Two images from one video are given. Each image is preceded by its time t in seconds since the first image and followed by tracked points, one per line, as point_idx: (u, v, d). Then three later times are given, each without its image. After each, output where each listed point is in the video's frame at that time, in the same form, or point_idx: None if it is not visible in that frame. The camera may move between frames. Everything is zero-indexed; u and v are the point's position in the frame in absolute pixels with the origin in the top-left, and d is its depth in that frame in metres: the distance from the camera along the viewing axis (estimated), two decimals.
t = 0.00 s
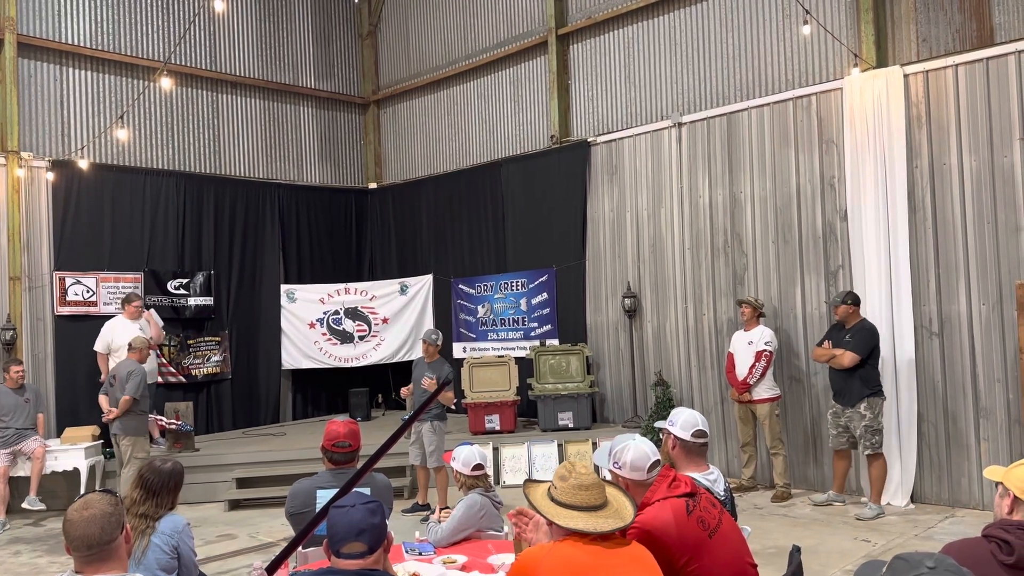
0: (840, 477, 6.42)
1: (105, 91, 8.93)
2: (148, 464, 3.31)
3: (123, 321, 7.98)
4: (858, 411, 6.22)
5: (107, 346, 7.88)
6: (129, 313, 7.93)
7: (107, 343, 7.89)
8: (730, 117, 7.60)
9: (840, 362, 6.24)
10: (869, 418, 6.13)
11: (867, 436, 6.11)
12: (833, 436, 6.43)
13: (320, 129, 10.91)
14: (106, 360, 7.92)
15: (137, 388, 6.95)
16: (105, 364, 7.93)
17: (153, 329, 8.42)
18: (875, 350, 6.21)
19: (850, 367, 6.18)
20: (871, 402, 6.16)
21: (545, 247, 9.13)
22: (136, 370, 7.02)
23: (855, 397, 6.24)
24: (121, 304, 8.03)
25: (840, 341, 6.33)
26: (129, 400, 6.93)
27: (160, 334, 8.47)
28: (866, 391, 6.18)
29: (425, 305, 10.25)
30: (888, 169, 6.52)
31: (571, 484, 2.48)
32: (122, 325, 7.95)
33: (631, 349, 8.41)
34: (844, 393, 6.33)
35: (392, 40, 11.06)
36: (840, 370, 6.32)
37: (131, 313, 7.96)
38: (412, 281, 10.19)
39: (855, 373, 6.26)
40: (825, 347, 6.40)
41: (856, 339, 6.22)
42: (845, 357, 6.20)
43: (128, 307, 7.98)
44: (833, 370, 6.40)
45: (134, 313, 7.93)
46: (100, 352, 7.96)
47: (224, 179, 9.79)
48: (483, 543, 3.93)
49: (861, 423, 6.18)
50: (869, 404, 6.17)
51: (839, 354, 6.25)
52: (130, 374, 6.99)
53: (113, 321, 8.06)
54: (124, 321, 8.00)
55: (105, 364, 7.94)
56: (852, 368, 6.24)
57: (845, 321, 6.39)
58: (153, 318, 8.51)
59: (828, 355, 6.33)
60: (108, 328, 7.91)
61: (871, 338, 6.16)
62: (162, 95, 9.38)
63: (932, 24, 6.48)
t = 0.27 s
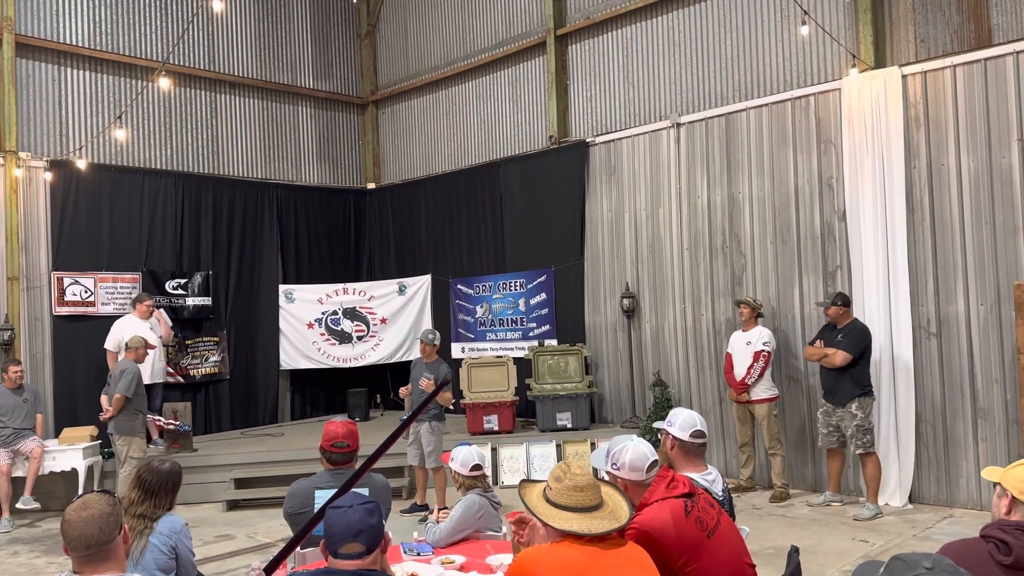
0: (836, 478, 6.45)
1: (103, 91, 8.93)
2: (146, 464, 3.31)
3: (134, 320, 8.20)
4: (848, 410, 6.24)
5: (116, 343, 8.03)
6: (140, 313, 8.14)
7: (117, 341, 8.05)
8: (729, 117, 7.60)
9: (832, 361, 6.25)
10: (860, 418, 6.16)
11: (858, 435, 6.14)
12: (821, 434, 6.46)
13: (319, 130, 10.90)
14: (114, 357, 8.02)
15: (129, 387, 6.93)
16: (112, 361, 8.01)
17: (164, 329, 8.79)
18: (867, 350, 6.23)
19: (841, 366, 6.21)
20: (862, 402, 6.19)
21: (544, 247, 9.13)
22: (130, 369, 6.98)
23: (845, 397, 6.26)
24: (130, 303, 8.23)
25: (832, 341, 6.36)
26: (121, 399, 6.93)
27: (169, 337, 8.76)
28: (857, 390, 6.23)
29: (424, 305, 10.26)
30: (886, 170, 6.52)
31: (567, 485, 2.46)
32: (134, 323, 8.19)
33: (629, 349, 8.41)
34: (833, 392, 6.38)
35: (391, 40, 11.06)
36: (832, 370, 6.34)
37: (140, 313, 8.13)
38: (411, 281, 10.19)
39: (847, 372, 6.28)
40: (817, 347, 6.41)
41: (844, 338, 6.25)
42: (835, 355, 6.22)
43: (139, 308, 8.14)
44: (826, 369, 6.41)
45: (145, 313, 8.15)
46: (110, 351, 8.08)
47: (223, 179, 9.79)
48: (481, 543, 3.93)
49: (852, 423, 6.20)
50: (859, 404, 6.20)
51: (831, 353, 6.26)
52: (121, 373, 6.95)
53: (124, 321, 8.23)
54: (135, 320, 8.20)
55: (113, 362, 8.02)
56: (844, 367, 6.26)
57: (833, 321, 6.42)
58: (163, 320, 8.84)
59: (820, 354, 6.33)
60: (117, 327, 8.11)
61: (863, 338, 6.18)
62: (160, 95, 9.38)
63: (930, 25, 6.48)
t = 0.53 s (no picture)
0: (833, 477, 6.43)
1: (102, 90, 8.91)
2: (144, 465, 3.31)
3: (140, 320, 8.37)
4: (841, 411, 6.25)
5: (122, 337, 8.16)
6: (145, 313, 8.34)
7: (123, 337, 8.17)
8: (727, 118, 7.61)
9: (826, 362, 6.25)
10: (853, 418, 6.17)
11: (852, 435, 6.15)
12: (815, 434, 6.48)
13: (317, 130, 10.90)
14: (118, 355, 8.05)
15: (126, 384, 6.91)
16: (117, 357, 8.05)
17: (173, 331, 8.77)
18: (860, 350, 6.24)
19: (834, 366, 6.21)
20: (856, 402, 6.20)
21: (542, 247, 9.13)
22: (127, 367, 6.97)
23: (839, 396, 6.26)
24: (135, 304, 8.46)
25: (825, 342, 6.36)
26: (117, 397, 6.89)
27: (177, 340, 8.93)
28: (850, 390, 6.24)
29: (422, 305, 10.27)
30: (885, 171, 6.53)
31: (559, 488, 2.46)
32: (139, 321, 8.36)
33: (628, 349, 8.42)
34: (827, 391, 6.38)
35: (390, 40, 11.06)
36: (825, 370, 6.35)
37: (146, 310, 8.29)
38: (409, 281, 10.22)
39: (840, 373, 6.29)
40: (810, 348, 6.42)
41: (839, 338, 6.26)
42: (829, 356, 6.23)
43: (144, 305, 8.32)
44: (818, 369, 6.42)
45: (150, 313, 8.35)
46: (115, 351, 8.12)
47: (221, 179, 9.78)
48: (480, 543, 3.93)
49: (845, 423, 6.21)
50: (853, 404, 6.22)
51: (824, 354, 6.26)
52: (119, 370, 6.96)
53: (127, 326, 8.31)
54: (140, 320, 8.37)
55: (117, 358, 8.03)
56: (837, 368, 6.27)
57: (826, 321, 6.44)
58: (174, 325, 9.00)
59: (813, 355, 6.34)
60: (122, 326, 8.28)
61: (855, 338, 6.21)
62: (159, 95, 9.37)
63: (929, 26, 6.48)
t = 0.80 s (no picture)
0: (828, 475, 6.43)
1: (100, 90, 8.90)
2: (142, 465, 3.30)
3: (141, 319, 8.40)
4: (838, 410, 6.25)
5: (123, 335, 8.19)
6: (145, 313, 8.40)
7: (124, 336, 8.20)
8: (726, 119, 7.61)
9: (823, 361, 6.25)
10: (851, 419, 6.17)
11: (849, 436, 6.14)
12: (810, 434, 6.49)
13: (316, 130, 10.89)
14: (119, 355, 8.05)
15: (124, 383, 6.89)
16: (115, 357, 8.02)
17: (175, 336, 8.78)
18: (857, 349, 6.25)
19: (831, 366, 6.22)
20: (853, 402, 6.20)
21: (541, 248, 9.13)
22: (125, 366, 6.96)
23: (836, 397, 6.26)
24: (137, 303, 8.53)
25: (823, 342, 6.37)
26: (114, 395, 6.88)
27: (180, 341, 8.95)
28: (847, 390, 6.24)
29: (421, 305, 10.27)
30: (883, 172, 6.53)
31: (553, 490, 2.47)
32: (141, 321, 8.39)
33: (627, 350, 8.42)
34: (825, 392, 6.38)
35: (389, 40, 11.05)
36: (823, 370, 6.35)
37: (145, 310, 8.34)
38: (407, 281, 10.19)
39: (838, 372, 6.29)
40: (808, 348, 6.42)
41: (836, 338, 6.27)
42: (826, 356, 6.23)
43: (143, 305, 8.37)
44: (816, 369, 6.43)
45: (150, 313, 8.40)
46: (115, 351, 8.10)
47: (219, 179, 9.77)
48: (478, 544, 3.93)
49: (842, 423, 6.21)
50: (850, 404, 6.21)
51: (821, 353, 6.27)
52: (116, 369, 6.94)
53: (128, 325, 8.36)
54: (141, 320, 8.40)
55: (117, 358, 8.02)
56: (834, 367, 6.27)
57: (824, 321, 6.45)
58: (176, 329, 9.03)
59: (811, 355, 6.34)
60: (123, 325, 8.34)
61: (852, 337, 6.22)
62: (157, 95, 9.36)
63: (927, 26, 6.48)
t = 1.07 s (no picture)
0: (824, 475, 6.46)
1: (99, 90, 8.90)
2: (141, 465, 3.30)
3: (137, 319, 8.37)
4: (838, 411, 6.25)
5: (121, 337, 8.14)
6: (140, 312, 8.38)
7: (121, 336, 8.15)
8: (725, 119, 7.61)
9: (822, 361, 6.26)
10: (850, 419, 6.17)
11: (849, 436, 6.15)
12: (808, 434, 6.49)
13: (315, 129, 10.89)
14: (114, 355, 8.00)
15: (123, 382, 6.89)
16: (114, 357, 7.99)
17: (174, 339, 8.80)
18: (857, 349, 6.25)
19: (831, 365, 6.22)
20: (853, 402, 6.20)
21: (540, 248, 9.13)
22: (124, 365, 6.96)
23: (836, 397, 6.27)
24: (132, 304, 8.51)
25: (823, 342, 6.38)
26: (112, 394, 6.88)
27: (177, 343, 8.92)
28: (847, 389, 6.24)
29: (419, 306, 10.20)
30: (882, 172, 6.53)
31: (553, 489, 2.47)
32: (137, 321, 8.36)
33: (625, 350, 8.42)
34: (823, 392, 6.38)
35: (388, 40, 11.05)
36: (822, 370, 6.35)
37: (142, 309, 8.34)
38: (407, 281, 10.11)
39: (836, 372, 6.30)
40: (808, 348, 6.44)
41: (836, 338, 6.28)
42: (824, 356, 6.24)
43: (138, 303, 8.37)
44: (815, 369, 6.43)
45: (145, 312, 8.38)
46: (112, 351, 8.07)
47: (218, 178, 9.76)
48: (477, 543, 3.93)
49: (841, 424, 6.21)
50: (849, 405, 6.21)
51: (821, 353, 6.27)
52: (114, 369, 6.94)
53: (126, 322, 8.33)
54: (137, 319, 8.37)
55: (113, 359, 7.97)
56: (833, 367, 6.28)
57: (824, 321, 6.45)
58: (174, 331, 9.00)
59: (811, 355, 6.34)
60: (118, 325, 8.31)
61: (852, 337, 6.22)
62: (156, 95, 9.36)
63: (926, 26, 6.48)
